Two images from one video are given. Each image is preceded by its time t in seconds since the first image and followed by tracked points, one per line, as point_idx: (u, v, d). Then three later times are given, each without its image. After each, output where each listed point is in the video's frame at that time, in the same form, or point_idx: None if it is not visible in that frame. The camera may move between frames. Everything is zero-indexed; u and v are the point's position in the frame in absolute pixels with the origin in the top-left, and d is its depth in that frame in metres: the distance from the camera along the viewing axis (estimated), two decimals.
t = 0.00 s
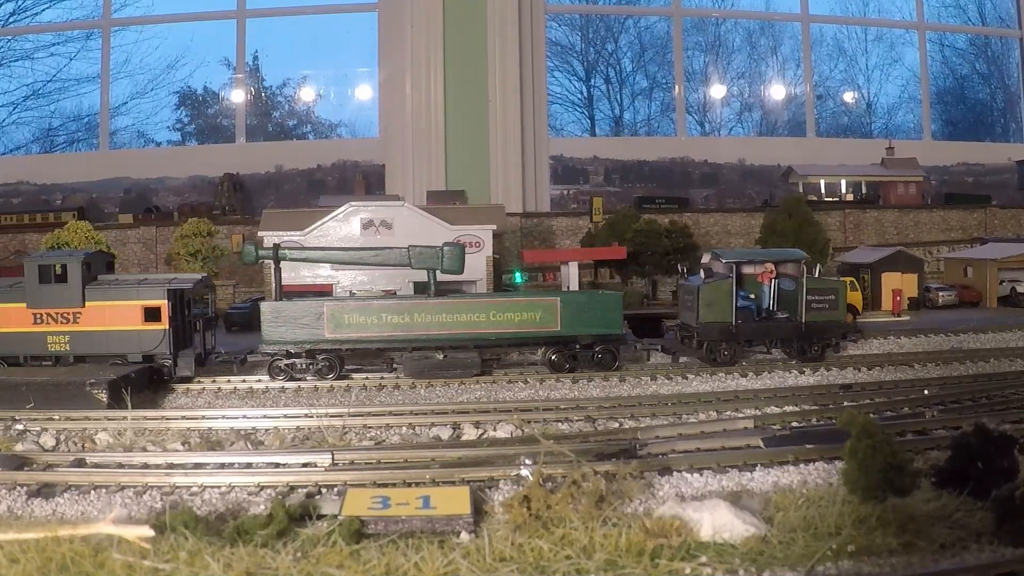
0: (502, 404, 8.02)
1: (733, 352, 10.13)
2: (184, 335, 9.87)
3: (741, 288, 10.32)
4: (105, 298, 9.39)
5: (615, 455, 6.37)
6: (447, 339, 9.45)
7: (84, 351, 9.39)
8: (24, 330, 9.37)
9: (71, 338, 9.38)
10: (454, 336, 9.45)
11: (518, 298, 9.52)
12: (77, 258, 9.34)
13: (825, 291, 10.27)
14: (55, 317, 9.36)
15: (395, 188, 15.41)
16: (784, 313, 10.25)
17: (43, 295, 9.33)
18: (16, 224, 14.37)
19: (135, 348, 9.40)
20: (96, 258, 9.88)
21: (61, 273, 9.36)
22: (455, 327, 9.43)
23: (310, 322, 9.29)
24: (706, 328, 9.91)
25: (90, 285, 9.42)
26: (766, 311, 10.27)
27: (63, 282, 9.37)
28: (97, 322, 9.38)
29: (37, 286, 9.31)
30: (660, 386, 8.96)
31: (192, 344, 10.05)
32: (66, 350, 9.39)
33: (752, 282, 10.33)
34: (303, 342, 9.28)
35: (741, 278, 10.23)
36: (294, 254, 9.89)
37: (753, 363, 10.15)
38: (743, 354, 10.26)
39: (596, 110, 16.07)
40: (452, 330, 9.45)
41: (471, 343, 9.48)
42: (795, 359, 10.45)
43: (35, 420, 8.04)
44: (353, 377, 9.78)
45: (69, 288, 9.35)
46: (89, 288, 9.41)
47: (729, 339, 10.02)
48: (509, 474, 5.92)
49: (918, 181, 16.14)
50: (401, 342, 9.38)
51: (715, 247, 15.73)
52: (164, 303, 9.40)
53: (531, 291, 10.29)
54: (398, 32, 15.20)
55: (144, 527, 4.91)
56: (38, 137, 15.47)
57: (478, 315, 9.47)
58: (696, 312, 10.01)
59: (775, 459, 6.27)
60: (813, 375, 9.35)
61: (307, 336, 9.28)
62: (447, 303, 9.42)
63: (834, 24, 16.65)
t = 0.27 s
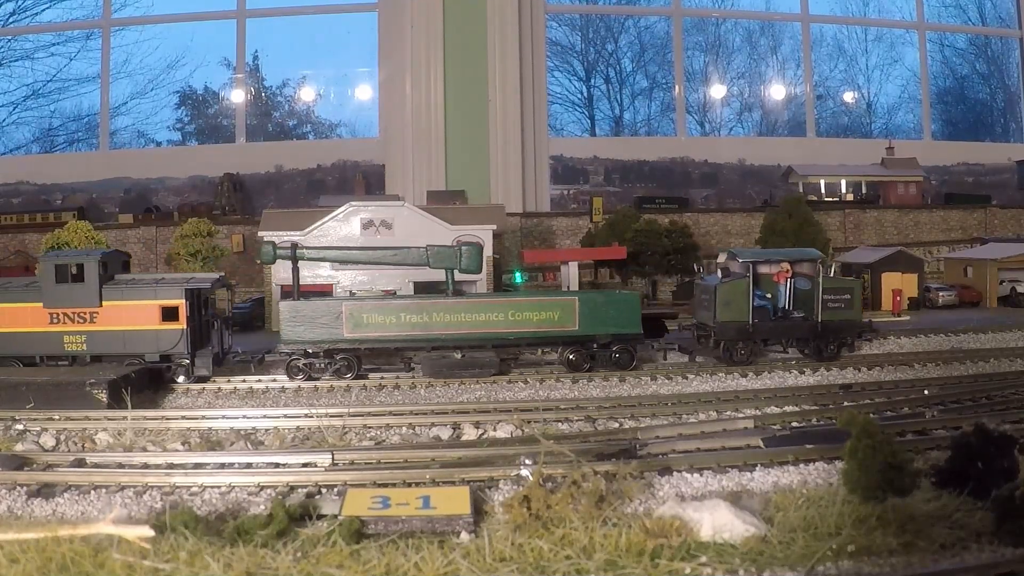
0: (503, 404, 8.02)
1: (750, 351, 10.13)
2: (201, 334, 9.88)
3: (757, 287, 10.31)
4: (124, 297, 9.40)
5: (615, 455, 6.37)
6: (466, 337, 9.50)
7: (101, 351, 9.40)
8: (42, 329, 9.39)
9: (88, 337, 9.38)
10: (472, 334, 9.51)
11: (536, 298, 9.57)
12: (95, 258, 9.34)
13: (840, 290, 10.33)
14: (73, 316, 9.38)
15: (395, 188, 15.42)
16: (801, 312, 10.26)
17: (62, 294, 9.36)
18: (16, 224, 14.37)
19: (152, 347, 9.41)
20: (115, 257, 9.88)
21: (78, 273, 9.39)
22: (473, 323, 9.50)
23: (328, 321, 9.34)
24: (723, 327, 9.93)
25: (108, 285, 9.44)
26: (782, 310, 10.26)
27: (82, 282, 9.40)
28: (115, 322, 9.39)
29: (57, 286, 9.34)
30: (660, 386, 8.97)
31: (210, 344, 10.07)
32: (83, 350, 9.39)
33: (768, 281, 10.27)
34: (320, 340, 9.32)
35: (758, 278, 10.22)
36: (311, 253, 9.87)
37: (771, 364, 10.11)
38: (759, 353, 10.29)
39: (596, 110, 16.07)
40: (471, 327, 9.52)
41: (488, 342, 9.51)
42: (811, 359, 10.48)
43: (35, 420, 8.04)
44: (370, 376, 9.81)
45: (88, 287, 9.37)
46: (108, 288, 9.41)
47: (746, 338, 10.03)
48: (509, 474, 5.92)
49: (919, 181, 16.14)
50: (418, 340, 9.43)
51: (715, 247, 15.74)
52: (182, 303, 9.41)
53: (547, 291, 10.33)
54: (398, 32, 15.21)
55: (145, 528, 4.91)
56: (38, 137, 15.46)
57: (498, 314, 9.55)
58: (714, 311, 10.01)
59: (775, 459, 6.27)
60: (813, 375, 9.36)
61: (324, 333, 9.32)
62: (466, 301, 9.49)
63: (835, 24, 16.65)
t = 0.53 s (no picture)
0: (503, 404, 8.03)
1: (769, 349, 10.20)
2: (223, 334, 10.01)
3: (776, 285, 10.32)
4: (145, 297, 9.53)
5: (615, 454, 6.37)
6: (488, 338, 9.53)
7: (124, 351, 9.53)
8: (64, 329, 9.52)
9: (110, 337, 9.51)
10: (494, 332, 9.56)
11: (559, 297, 9.60)
12: (116, 257, 9.43)
13: (859, 289, 10.32)
14: (95, 316, 9.50)
15: (395, 188, 15.42)
16: (820, 312, 10.20)
17: (84, 294, 9.48)
18: (17, 224, 14.37)
19: (175, 347, 9.55)
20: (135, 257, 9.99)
21: (100, 270, 9.49)
22: (496, 323, 9.53)
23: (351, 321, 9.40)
24: (743, 327, 9.96)
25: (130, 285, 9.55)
26: (802, 309, 10.23)
27: (103, 281, 9.51)
28: (136, 321, 9.51)
29: (78, 285, 9.46)
30: (660, 386, 8.97)
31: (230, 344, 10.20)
32: (105, 349, 9.52)
33: (788, 280, 10.24)
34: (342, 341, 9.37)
35: (778, 278, 10.22)
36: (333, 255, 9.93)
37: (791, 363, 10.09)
38: (778, 351, 10.34)
39: (596, 110, 16.08)
40: (494, 325, 9.58)
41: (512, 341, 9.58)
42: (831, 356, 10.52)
43: (35, 420, 8.04)
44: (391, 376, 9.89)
45: (109, 287, 9.48)
46: (129, 287, 9.53)
47: (765, 338, 10.07)
48: (509, 474, 5.92)
49: (919, 181, 16.15)
50: (439, 341, 9.48)
51: (715, 247, 15.74)
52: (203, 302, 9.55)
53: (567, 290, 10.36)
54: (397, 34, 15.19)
55: (146, 528, 4.91)
56: (38, 137, 15.46)
57: (522, 312, 9.57)
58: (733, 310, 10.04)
59: (776, 459, 6.26)
60: (812, 375, 9.36)
61: (347, 333, 9.38)
62: (488, 300, 9.54)
63: (835, 24, 16.65)
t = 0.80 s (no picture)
0: (504, 405, 8.03)
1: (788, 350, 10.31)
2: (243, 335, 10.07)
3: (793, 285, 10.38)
4: (166, 296, 9.58)
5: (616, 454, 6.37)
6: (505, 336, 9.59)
7: (146, 351, 9.59)
8: (84, 329, 9.56)
9: (132, 336, 9.55)
10: (512, 332, 9.62)
11: (580, 297, 9.62)
12: (137, 257, 9.47)
13: (876, 289, 10.45)
14: (118, 316, 9.55)
15: (395, 187, 15.46)
16: (839, 311, 10.29)
17: (106, 294, 9.51)
18: (17, 224, 14.37)
19: (196, 348, 9.61)
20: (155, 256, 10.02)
21: (120, 271, 9.58)
22: (516, 323, 9.57)
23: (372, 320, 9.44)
24: (761, 327, 10.09)
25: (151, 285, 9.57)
26: (820, 309, 10.29)
27: (125, 281, 9.54)
28: (158, 321, 9.56)
29: (100, 285, 9.50)
30: (660, 386, 8.96)
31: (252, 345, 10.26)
32: (126, 349, 9.58)
33: (807, 280, 10.29)
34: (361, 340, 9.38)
35: (797, 277, 10.24)
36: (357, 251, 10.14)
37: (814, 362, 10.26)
38: (798, 351, 10.46)
39: (596, 109, 16.07)
40: (512, 324, 9.62)
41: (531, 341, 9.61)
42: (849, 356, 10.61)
43: (35, 420, 8.03)
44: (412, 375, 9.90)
45: (131, 287, 9.51)
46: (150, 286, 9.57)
47: (785, 338, 10.19)
48: (509, 473, 5.92)
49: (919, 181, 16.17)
50: (457, 341, 9.50)
51: (715, 247, 15.75)
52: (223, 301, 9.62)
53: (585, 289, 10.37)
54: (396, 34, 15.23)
55: (146, 528, 4.91)
56: (38, 137, 15.43)
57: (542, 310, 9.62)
58: (752, 310, 10.17)
59: (776, 459, 6.26)
60: (813, 375, 9.36)
61: (364, 331, 9.42)
62: (505, 300, 9.57)
63: (834, 24, 16.68)
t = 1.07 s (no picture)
0: (504, 405, 8.05)
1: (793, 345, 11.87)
2: (259, 335, 11.67)
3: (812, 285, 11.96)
4: (182, 297, 11.28)
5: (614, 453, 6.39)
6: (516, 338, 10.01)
7: (163, 348, 11.27)
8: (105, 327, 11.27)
9: (152, 335, 11.29)
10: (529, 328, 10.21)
11: (585, 298, 10.56)
12: (153, 259, 11.04)
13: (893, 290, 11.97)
14: (136, 315, 11.20)
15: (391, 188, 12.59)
16: (854, 310, 12.06)
17: (126, 295, 11.18)
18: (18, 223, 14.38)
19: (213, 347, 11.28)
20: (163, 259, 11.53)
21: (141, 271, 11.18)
22: (531, 321, 10.31)
23: (394, 320, 10.35)
24: (779, 325, 11.75)
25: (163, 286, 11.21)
26: (836, 308, 12.02)
27: (141, 282, 11.19)
28: (173, 319, 11.23)
29: (120, 286, 11.12)
30: (659, 384, 8.98)
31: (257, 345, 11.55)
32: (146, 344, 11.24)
33: (824, 280, 11.90)
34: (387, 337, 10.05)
35: (813, 277, 11.78)
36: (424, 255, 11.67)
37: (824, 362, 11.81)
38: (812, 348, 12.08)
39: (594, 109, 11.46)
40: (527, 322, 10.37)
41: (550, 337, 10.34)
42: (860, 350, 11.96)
43: (36, 420, 8.04)
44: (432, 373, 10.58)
45: (146, 289, 11.15)
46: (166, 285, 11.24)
47: (800, 336, 11.82)
48: (509, 474, 5.94)
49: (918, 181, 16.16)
50: (473, 338, 10.24)
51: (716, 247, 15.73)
52: (243, 300, 11.14)
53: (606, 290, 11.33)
54: None
55: (146, 527, 4.94)
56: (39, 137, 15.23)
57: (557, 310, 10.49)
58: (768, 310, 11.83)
59: (772, 458, 6.31)
60: (812, 375, 9.35)
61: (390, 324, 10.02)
62: (516, 300, 10.41)
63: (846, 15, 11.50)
